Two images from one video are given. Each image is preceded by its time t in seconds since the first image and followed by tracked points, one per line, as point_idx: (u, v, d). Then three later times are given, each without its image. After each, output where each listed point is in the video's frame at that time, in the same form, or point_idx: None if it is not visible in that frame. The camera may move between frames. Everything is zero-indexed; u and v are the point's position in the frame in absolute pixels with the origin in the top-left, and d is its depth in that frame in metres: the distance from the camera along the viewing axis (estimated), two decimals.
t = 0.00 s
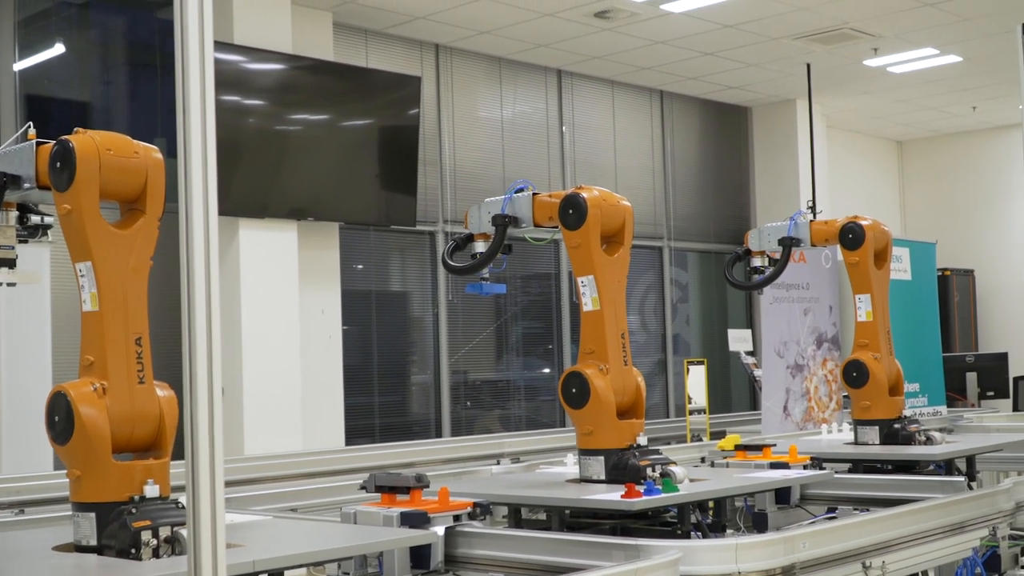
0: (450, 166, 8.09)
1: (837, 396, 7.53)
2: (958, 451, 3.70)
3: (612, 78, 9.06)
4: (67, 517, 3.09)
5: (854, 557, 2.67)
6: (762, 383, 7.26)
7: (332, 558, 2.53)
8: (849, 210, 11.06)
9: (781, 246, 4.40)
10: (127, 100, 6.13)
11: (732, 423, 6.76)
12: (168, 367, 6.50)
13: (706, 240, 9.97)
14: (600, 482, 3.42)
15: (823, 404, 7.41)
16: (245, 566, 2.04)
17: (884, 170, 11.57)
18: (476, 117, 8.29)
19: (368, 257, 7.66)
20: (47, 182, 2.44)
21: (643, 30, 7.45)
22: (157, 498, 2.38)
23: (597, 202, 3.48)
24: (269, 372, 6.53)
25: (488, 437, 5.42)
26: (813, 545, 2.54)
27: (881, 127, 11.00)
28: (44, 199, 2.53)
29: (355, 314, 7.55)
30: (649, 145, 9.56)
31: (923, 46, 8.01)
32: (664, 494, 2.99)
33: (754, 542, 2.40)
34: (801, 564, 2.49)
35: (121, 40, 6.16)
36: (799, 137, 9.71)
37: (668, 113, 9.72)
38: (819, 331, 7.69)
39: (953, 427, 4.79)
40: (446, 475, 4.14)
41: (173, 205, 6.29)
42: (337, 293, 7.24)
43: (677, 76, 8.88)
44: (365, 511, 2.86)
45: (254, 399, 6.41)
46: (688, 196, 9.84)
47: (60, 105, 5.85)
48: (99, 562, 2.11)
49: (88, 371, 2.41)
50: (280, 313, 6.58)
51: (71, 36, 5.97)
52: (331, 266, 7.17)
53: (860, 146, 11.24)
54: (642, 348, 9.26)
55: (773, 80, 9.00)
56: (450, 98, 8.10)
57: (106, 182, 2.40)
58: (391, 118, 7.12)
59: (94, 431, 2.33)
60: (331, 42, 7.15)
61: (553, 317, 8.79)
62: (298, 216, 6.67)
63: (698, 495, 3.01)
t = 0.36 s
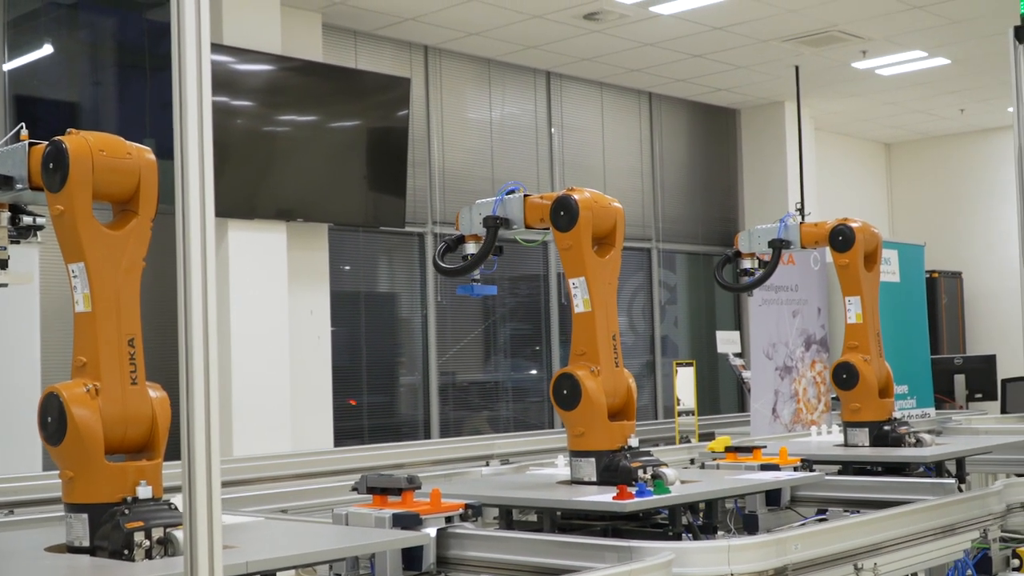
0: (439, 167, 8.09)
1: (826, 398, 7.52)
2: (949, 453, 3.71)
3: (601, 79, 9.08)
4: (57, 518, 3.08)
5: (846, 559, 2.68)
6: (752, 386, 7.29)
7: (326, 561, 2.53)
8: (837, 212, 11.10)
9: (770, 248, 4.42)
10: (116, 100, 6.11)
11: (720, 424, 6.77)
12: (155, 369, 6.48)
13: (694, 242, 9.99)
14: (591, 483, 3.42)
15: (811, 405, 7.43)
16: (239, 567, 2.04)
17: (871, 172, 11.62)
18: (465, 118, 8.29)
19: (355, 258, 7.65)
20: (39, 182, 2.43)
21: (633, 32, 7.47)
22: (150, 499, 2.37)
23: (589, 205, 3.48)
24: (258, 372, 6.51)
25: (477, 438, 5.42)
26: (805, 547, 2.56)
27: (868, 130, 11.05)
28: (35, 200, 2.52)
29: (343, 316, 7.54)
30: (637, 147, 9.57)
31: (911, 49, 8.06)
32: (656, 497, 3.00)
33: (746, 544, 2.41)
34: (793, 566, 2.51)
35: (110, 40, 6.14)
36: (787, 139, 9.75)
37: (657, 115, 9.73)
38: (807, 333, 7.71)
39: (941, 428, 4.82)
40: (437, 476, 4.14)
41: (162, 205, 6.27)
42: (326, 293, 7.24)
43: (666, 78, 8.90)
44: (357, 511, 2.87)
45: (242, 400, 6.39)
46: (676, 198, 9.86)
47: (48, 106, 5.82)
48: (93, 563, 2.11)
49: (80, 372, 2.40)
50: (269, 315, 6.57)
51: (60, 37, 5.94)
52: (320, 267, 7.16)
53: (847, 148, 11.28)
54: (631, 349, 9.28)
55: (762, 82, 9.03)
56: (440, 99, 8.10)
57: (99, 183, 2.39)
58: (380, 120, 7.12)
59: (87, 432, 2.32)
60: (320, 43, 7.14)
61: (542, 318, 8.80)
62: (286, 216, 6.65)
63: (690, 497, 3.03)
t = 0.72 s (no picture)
0: (428, 166, 8.08)
1: (812, 400, 7.59)
2: (937, 456, 3.72)
3: (590, 80, 9.09)
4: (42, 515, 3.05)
5: (833, 561, 2.70)
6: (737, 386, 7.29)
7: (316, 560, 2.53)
8: (824, 214, 11.14)
9: (759, 250, 4.40)
10: (103, 95, 6.08)
11: (705, 425, 6.77)
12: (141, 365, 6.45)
13: (682, 243, 10.01)
14: (580, 484, 3.42)
15: (797, 407, 7.45)
16: (228, 565, 2.03)
17: (858, 175, 11.66)
18: (454, 116, 8.28)
19: (342, 255, 7.63)
20: (30, 176, 2.42)
21: (623, 32, 7.47)
22: (139, 496, 2.36)
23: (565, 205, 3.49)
24: (245, 370, 6.50)
25: (464, 437, 5.41)
26: (794, 549, 2.58)
27: (856, 132, 11.09)
28: (24, 195, 2.50)
29: (330, 313, 7.53)
30: (626, 148, 9.58)
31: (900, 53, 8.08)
32: (645, 498, 3.01)
33: (735, 545, 2.43)
34: (781, 567, 2.53)
35: (99, 35, 6.11)
36: (775, 142, 9.77)
37: (646, 116, 9.74)
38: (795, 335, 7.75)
39: (927, 431, 4.83)
40: (424, 475, 4.13)
41: (149, 201, 6.25)
42: (313, 291, 7.23)
43: (655, 79, 8.91)
44: (345, 510, 2.87)
45: (229, 398, 6.38)
46: (665, 199, 9.88)
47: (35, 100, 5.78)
48: (79, 560, 2.09)
49: (70, 368, 2.39)
50: (257, 311, 6.56)
51: (48, 31, 5.90)
52: (307, 265, 7.15)
53: (835, 150, 11.32)
54: (618, 349, 9.29)
55: (751, 84, 9.06)
56: (429, 98, 8.09)
57: (91, 180, 2.38)
58: (369, 118, 7.11)
59: (76, 427, 2.31)
60: (309, 40, 7.12)
61: (529, 318, 8.79)
62: (273, 213, 6.64)
63: (678, 498, 3.04)
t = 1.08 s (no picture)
0: (414, 166, 8.06)
1: (797, 401, 7.64)
2: (923, 457, 3.74)
3: (576, 81, 9.09)
4: (28, 515, 3.04)
5: (821, 563, 2.73)
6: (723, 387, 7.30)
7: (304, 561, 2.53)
8: (809, 216, 11.19)
9: (746, 251, 4.36)
10: (88, 93, 6.05)
11: (690, 425, 6.79)
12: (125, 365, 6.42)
13: (667, 244, 10.03)
14: (568, 485, 3.43)
15: (782, 408, 7.46)
16: (218, 566, 2.03)
17: (843, 177, 11.72)
18: (440, 116, 8.26)
19: (326, 255, 7.61)
20: (19, 175, 2.41)
21: (610, 33, 7.48)
22: (128, 496, 2.34)
23: (539, 217, 3.57)
24: (229, 369, 6.47)
25: (450, 438, 5.40)
26: (783, 550, 2.60)
27: (841, 135, 11.14)
28: (11, 194, 2.50)
29: (315, 312, 7.51)
30: (612, 149, 9.59)
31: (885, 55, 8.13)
32: (634, 498, 3.02)
33: (724, 547, 2.45)
34: (770, 568, 2.55)
35: (84, 33, 6.08)
36: (760, 144, 9.81)
37: (631, 116, 9.76)
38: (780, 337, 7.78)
39: (912, 432, 4.85)
40: (410, 476, 4.12)
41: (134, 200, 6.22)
42: (299, 291, 7.21)
43: (641, 79, 8.93)
44: (334, 510, 2.87)
45: (213, 397, 6.35)
46: (650, 199, 9.90)
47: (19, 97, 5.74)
48: (67, 560, 2.08)
49: (58, 367, 2.37)
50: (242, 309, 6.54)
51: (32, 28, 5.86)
52: (292, 264, 7.13)
53: (819, 152, 11.36)
54: (603, 350, 9.30)
55: (736, 86, 9.09)
56: (415, 97, 8.08)
57: (80, 178, 2.36)
58: (355, 117, 7.09)
59: (65, 427, 2.29)
60: (296, 38, 7.09)
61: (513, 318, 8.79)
62: (258, 212, 6.61)
63: (667, 499, 3.05)
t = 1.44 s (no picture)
0: (398, 167, 8.05)
1: (782, 399, 7.58)
2: (909, 455, 3.76)
3: (560, 81, 9.10)
4: (14, 519, 3.02)
5: (810, 561, 2.74)
6: (709, 386, 7.31)
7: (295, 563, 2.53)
8: (792, 216, 11.23)
9: (733, 250, 4.39)
10: (71, 94, 6.02)
11: (675, 424, 6.80)
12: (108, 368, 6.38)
13: (651, 244, 10.04)
14: (556, 485, 3.43)
15: (768, 407, 7.47)
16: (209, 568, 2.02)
17: (826, 177, 11.77)
18: (424, 117, 8.25)
19: (310, 257, 7.59)
20: (7, 176, 2.41)
21: (594, 33, 7.49)
22: (116, 499, 2.32)
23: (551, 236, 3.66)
24: (213, 371, 6.44)
25: (436, 438, 5.40)
26: (773, 549, 2.61)
27: (824, 134, 11.19)
28: None
29: (300, 314, 7.49)
30: (596, 149, 9.60)
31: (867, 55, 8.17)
32: (623, 498, 3.03)
33: (714, 546, 2.45)
34: (760, 567, 2.56)
35: (66, 35, 6.05)
36: (744, 144, 9.84)
37: (615, 117, 9.77)
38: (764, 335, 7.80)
39: (897, 431, 4.88)
40: (397, 476, 4.12)
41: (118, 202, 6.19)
42: (283, 293, 7.19)
43: (624, 80, 8.94)
44: (322, 512, 2.87)
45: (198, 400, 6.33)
46: (634, 199, 9.91)
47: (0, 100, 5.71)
48: (55, 564, 2.07)
49: (45, 370, 2.35)
50: (227, 310, 6.52)
51: (14, 30, 5.82)
52: (277, 266, 7.11)
53: (802, 152, 11.41)
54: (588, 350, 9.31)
55: (719, 86, 9.11)
56: (399, 98, 8.07)
57: (67, 180, 2.35)
58: (338, 118, 7.07)
59: (53, 430, 2.28)
60: (279, 39, 7.07)
61: (498, 318, 8.78)
62: (241, 214, 6.59)
63: (656, 498, 3.06)
